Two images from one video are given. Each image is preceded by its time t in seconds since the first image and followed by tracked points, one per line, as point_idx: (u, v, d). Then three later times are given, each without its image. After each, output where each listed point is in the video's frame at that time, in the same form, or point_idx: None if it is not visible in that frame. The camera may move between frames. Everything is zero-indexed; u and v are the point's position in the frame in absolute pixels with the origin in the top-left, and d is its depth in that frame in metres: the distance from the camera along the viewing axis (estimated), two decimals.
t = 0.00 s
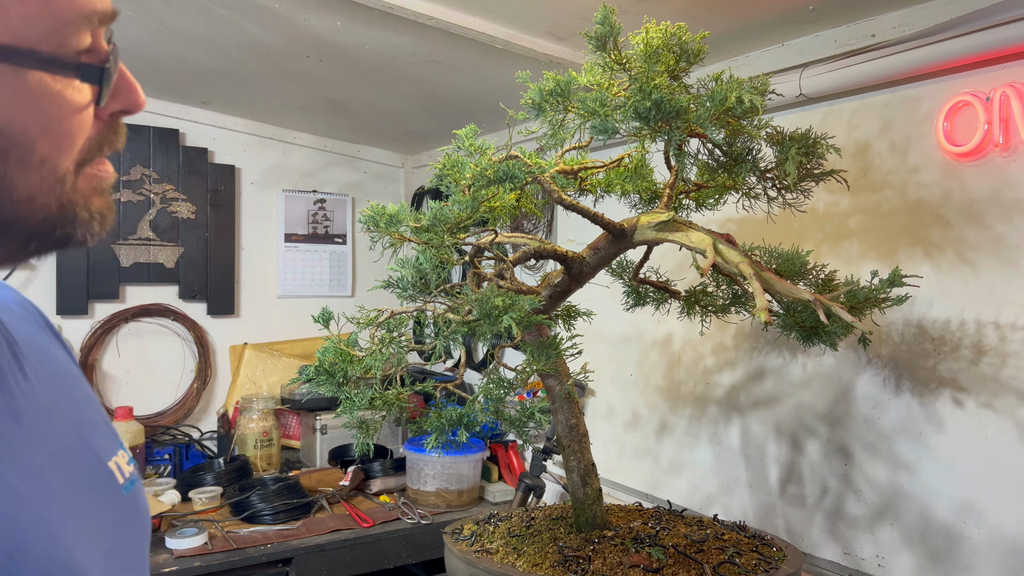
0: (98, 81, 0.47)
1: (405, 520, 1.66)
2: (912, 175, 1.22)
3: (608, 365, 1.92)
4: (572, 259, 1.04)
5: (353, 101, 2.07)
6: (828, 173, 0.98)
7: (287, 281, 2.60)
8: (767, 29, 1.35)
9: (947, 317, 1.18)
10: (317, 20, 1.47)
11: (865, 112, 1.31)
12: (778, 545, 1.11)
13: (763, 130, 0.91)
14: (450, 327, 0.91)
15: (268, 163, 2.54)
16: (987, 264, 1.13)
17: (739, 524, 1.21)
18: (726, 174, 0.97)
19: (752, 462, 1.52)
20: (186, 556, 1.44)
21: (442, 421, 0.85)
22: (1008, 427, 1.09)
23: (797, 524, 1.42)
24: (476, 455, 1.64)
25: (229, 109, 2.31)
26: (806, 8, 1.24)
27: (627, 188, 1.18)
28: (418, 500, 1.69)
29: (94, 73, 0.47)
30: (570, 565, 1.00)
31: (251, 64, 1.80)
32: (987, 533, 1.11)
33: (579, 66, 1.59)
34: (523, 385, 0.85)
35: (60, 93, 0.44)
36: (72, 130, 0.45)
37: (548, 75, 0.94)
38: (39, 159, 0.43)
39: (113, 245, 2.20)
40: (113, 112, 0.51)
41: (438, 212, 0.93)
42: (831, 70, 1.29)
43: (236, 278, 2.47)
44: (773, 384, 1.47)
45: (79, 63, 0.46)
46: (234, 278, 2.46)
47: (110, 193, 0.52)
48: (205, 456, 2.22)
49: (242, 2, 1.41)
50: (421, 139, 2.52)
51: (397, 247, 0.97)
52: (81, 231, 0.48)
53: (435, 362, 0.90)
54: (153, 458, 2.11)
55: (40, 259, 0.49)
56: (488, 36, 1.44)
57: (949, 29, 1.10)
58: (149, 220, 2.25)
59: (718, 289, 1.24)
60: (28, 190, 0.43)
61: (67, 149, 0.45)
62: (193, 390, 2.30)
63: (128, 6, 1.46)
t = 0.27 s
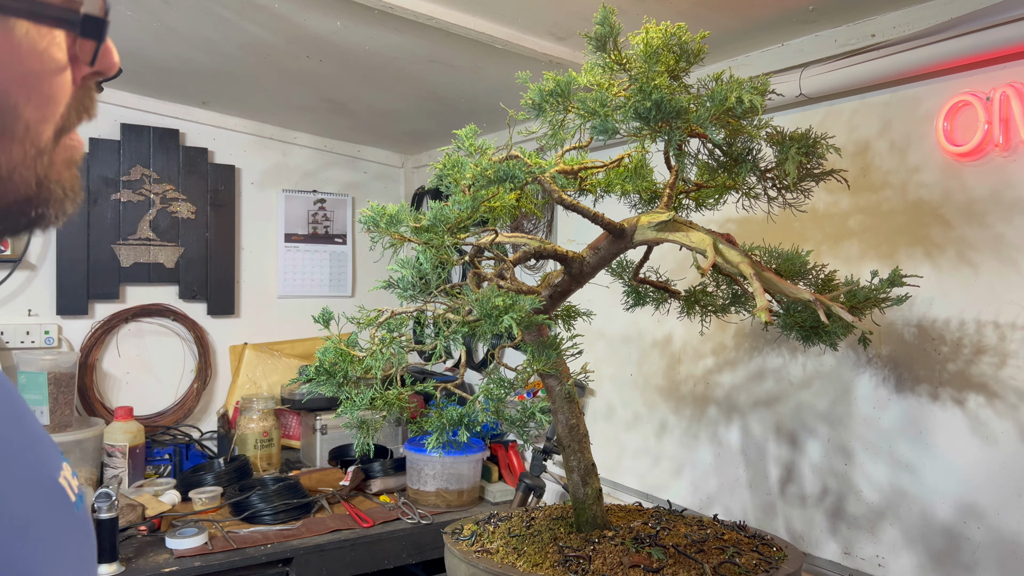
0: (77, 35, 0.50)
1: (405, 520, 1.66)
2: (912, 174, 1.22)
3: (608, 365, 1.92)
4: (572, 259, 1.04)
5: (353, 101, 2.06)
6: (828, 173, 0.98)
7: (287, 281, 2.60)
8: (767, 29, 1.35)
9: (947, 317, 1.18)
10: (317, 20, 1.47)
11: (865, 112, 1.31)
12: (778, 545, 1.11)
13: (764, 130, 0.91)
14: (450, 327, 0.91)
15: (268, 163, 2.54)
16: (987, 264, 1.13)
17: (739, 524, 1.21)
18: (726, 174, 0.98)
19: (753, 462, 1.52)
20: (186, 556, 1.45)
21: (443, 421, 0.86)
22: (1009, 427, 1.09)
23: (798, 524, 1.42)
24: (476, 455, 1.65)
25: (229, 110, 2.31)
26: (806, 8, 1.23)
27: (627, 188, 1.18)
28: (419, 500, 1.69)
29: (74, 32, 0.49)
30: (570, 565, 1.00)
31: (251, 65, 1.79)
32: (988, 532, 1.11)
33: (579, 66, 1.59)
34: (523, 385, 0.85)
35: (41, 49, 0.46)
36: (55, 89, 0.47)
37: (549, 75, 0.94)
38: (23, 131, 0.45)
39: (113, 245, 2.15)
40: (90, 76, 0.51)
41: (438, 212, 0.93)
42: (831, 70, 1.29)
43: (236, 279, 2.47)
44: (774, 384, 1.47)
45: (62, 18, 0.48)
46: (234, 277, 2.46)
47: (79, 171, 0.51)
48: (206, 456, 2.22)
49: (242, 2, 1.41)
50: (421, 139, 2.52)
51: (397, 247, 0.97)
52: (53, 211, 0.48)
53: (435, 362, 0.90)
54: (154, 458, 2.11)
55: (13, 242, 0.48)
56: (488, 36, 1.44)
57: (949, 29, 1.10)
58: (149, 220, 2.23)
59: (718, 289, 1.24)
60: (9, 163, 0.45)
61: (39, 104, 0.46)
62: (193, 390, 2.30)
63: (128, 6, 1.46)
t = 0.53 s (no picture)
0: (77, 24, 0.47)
1: (406, 520, 1.66)
2: (912, 174, 1.22)
3: (608, 365, 1.92)
4: (573, 259, 1.04)
5: (353, 101, 2.06)
6: (828, 173, 0.98)
7: (287, 281, 2.60)
8: (767, 29, 1.35)
9: (947, 317, 1.18)
10: (317, 20, 1.47)
11: (865, 112, 1.31)
12: (778, 545, 1.11)
13: (764, 129, 0.91)
14: (450, 327, 0.91)
15: (268, 163, 2.54)
16: (987, 264, 1.13)
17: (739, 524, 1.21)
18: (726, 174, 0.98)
19: (753, 462, 1.52)
20: (186, 556, 1.45)
21: (443, 421, 0.86)
22: (1009, 427, 1.09)
23: (798, 524, 1.42)
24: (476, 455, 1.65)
25: (229, 109, 2.31)
26: (807, 8, 1.23)
27: (627, 188, 1.18)
28: (419, 500, 1.69)
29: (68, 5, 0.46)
30: (570, 565, 1.00)
31: (251, 64, 1.79)
32: (988, 533, 1.11)
33: (580, 66, 1.59)
34: (524, 385, 0.85)
35: (52, 32, 0.44)
36: (58, 76, 0.45)
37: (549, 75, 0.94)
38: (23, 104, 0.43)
39: (113, 245, 2.18)
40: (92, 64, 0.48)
41: (438, 212, 0.93)
42: (831, 70, 1.29)
43: (236, 278, 2.47)
44: (774, 384, 1.47)
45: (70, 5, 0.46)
46: (234, 277, 2.46)
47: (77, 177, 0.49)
48: (205, 456, 2.22)
49: (242, 2, 1.41)
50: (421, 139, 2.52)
51: (398, 247, 0.97)
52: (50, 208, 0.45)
53: (435, 362, 0.90)
54: (154, 458, 2.11)
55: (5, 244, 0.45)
56: (488, 36, 1.44)
57: (949, 29, 1.10)
58: (149, 220, 2.24)
59: (718, 289, 1.24)
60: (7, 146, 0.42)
61: (48, 95, 0.45)
62: (193, 390, 2.30)
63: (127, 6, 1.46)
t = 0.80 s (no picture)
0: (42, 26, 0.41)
1: (406, 520, 1.66)
2: (912, 174, 1.23)
3: (608, 365, 1.92)
4: (573, 259, 1.04)
5: (353, 101, 2.07)
6: (828, 173, 0.98)
7: (287, 281, 2.60)
8: (767, 29, 1.35)
9: (946, 317, 1.18)
10: (317, 20, 1.47)
11: (865, 112, 1.31)
12: (778, 545, 1.11)
13: (764, 130, 0.91)
14: (450, 327, 0.90)
15: (268, 163, 2.54)
16: (987, 263, 1.13)
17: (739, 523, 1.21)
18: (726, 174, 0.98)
19: (753, 462, 1.52)
20: (186, 556, 1.45)
21: (444, 421, 0.86)
22: (1009, 427, 1.09)
23: (798, 524, 1.42)
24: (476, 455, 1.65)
25: (229, 109, 2.31)
26: (807, 8, 1.23)
27: (627, 188, 1.18)
28: (418, 500, 1.69)
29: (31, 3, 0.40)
30: (570, 565, 1.00)
31: (251, 64, 1.79)
32: (987, 533, 1.11)
33: (580, 66, 1.59)
34: (524, 385, 0.85)
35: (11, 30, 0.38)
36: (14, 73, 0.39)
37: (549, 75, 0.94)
38: None
39: (113, 245, 2.19)
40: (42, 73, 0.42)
41: (439, 212, 0.93)
42: (831, 70, 1.29)
43: (236, 278, 2.47)
44: (774, 384, 1.47)
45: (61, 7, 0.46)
46: (234, 277, 2.46)
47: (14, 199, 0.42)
48: (205, 456, 2.22)
49: (242, 2, 1.41)
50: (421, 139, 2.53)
51: (398, 247, 0.97)
52: None
53: (435, 362, 0.90)
54: (154, 458, 2.11)
55: None
56: (488, 36, 1.44)
57: (949, 29, 1.10)
58: (149, 219, 2.25)
59: (718, 289, 1.24)
60: None
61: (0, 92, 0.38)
62: (193, 390, 2.30)
63: (127, 6, 1.46)
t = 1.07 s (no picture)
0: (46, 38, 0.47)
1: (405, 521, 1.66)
2: (912, 174, 1.22)
3: (608, 365, 1.92)
4: (573, 259, 1.04)
5: (353, 101, 2.07)
6: (828, 173, 0.98)
7: (287, 281, 2.60)
8: (767, 29, 1.35)
9: (947, 317, 1.18)
10: (317, 20, 1.47)
11: (865, 112, 1.31)
12: (779, 545, 1.11)
13: (763, 129, 0.91)
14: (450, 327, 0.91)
15: (268, 163, 2.54)
16: (987, 264, 1.13)
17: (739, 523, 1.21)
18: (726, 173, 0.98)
19: (753, 462, 1.52)
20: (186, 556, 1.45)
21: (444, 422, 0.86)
22: (1009, 427, 1.09)
23: (798, 524, 1.42)
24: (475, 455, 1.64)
25: (229, 110, 2.31)
26: (807, 8, 1.24)
27: (627, 188, 1.18)
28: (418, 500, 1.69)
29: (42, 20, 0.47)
30: (570, 565, 1.00)
31: (251, 64, 1.79)
32: (987, 533, 1.11)
33: (579, 67, 1.59)
34: (524, 385, 0.85)
35: (25, 48, 0.45)
36: (26, 86, 0.46)
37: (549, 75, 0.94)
38: None
39: (113, 245, 2.19)
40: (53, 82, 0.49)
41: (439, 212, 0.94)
42: (831, 70, 1.29)
43: (236, 278, 2.47)
44: (773, 384, 1.47)
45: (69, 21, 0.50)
46: (234, 277, 2.45)
47: (25, 188, 0.51)
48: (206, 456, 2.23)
49: (242, 2, 1.41)
50: (421, 139, 2.53)
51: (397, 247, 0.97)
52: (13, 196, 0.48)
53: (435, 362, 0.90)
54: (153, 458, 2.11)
55: None
56: (488, 36, 1.44)
57: (949, 29, 1.10)
58: (149, 219, 2.25)
59: (718, 289, 1.24)
60: None
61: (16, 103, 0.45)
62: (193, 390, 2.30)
63: (127, 6, 1.47)
